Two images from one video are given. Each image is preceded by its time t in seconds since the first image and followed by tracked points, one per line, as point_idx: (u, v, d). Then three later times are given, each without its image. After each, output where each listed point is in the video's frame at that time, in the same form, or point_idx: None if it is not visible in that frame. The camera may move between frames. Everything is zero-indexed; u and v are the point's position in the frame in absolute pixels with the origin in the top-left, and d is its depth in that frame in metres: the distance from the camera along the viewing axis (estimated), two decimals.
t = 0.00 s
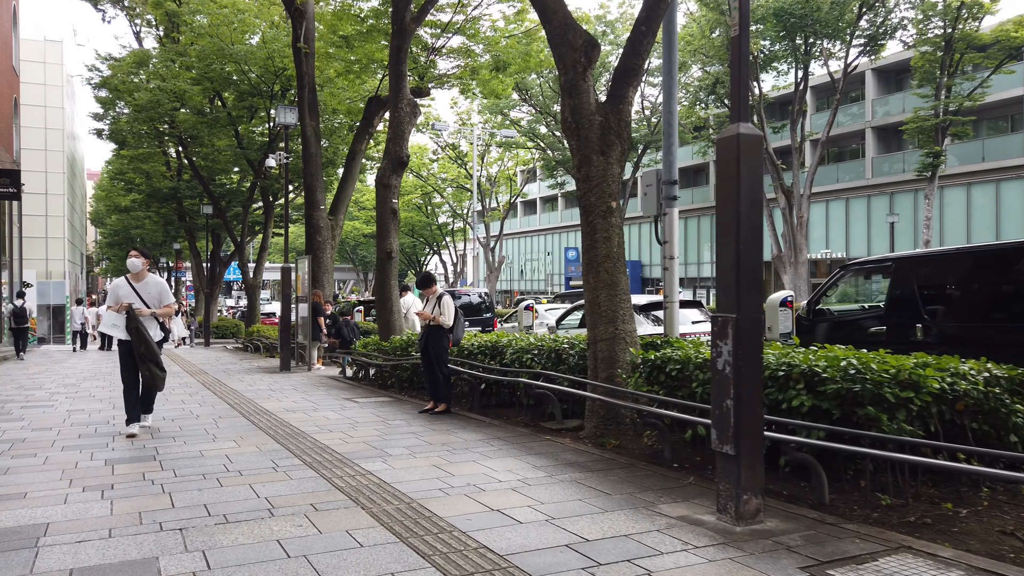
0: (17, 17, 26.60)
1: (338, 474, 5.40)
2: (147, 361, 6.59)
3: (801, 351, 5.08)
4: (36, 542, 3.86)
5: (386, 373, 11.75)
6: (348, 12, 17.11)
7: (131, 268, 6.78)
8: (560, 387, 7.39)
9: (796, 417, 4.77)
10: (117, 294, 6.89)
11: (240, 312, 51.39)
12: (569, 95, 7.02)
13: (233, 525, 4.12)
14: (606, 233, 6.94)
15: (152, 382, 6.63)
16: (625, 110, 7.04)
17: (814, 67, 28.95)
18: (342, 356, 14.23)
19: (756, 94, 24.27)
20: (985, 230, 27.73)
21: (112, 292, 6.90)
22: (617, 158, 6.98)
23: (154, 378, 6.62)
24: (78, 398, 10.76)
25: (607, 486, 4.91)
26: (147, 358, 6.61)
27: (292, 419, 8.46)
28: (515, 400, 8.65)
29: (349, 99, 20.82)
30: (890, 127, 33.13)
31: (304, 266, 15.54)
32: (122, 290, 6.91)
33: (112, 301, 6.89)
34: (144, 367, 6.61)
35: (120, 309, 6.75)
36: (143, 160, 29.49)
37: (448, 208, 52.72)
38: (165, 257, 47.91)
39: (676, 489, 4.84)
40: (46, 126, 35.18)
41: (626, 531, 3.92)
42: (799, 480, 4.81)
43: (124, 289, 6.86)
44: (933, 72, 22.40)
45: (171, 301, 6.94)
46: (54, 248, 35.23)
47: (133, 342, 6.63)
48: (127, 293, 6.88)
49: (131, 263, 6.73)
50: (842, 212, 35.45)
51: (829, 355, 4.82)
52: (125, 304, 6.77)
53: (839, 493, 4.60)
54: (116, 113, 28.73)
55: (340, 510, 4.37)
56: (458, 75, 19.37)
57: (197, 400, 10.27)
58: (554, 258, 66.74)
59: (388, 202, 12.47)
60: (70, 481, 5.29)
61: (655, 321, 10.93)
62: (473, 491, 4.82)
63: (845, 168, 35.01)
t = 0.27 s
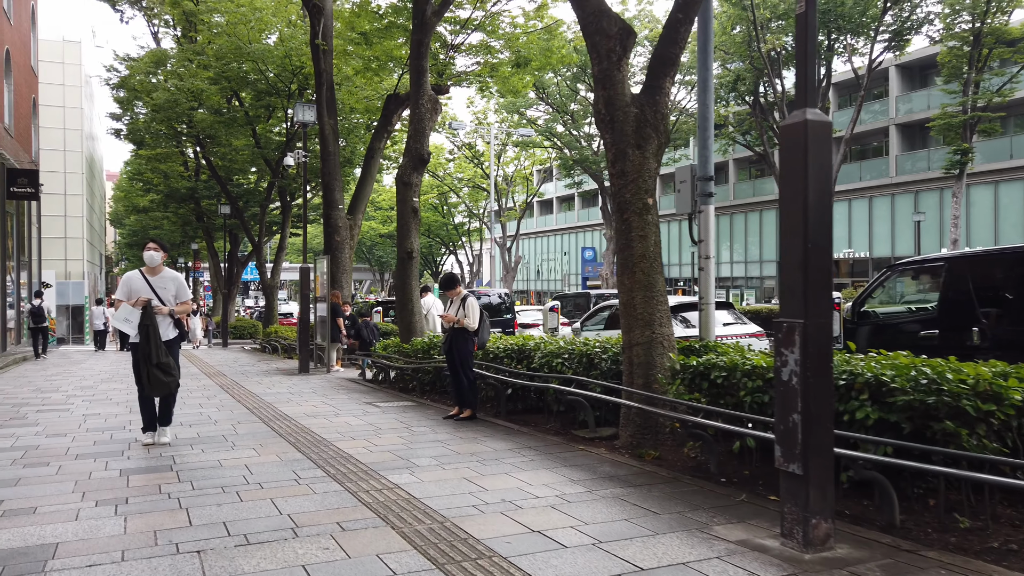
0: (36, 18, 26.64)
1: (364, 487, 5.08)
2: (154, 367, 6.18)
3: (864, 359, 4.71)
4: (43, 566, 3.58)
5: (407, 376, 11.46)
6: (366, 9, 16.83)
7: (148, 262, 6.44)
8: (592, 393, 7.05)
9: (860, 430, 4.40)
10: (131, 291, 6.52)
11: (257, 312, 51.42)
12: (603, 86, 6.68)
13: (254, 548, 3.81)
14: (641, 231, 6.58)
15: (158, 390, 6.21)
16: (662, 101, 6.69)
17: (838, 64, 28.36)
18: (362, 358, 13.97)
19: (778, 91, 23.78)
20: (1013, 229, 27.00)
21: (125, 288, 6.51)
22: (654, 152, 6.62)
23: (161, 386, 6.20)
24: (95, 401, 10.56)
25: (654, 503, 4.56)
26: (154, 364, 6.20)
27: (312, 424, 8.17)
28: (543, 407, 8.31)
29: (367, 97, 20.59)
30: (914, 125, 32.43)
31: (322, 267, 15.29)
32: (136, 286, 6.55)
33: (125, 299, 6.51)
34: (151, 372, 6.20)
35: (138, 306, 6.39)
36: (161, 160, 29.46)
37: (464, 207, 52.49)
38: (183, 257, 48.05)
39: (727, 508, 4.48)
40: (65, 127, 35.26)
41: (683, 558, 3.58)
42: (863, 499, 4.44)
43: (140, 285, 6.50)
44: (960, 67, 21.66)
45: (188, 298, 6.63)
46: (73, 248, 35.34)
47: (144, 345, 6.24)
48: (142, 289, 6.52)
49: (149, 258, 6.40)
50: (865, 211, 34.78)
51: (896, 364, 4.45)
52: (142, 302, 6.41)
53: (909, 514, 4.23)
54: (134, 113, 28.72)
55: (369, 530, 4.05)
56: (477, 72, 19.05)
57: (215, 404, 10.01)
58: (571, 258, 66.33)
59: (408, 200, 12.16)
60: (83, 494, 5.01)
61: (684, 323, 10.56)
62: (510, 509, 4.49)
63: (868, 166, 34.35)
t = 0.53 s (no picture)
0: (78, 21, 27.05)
1: (415, 492, 4.80)
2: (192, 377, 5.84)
3: (964, 361, 4.30)
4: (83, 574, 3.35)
5: (449, 375, 11.21)
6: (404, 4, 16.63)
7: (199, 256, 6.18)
8: (647, 394, 6.70)
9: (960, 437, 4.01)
10: (179, 291, 6.19)
11: (293, 312, 51.82)
12: (661, 70, 6.33)
13: (305, 558, 3.55)
14: (702, 223, 6.21)
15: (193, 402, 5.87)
16: (724, 85, 6.32)
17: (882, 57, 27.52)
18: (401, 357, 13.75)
19: (821, 86, 23.11)
20: None
21: (172, 288, 6.18)
22: (715, 140, 6.25)
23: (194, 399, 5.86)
24: (137, 399, 10.49)
25: (729, 514, 4.21)
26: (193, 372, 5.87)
27: (355, 424, 7.95)
28: (593, 408, 7.97)
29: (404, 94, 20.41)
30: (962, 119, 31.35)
31: (360, 265, 15.11)
32: (182, 286, 6.21)
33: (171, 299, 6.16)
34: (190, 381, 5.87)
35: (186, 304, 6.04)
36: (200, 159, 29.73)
37: (498, 207, 52.31)
38: (221, 257, 48.60)
39: (810, 521, 4.11)
40: (107, 128, 35.80)
41: None
42: (964, 511, 4.04)
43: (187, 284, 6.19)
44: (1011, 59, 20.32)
45: (237, 297, 6.29)
46: (115, 247, 35.88)
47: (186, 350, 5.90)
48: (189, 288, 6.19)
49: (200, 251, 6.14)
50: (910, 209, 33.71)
51: (1002, 364, 4.04)
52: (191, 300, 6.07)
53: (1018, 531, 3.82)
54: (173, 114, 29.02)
55: (426, 540, 3.77)
56: (515, 68, 18.75)
57: (256, 403, 9.86)
58: (604, 258, 65.75)
59: (449, 196, 11.90)
60: (124, 496, 4.81)
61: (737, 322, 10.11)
62: (574, 518, 4.18)
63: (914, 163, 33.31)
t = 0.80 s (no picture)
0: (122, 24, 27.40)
1: (468, 509, 4.48)
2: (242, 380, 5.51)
3: None
4: None
5: (492, 379, 10.89)
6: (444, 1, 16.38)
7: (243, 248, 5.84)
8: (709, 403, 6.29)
9: None
10: (223, 285, 5.85)
11: (331, 312, 52.09)
12: (726, 57, 5.94)
13: None
14: (771, 220, 5.80)
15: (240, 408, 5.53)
16: (794, 72, 5.91)
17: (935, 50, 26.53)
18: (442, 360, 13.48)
19: (872, 81, 22.33)
20: None
21: (216, 283, 5.86)
22: (786, 131, 5.86)
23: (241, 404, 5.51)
24: (178, 401, 10.37)
25: (817, 541, 3.81)
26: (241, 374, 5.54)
27: (399, 430, 7.67)
28: (647, 416, 7.57)
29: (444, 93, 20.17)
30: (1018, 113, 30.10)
31: (401, 265, 14.87)
32: (227, 281, 5.88)
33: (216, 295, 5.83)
34: (237, 384, 5.53)
35: (230, 300, 5.69)
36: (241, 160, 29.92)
37: (535, 207, 51.98)
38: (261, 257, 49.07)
39: (910, 551, 3.69)
40: (151, 129, 36.30)
41: None
42: None
43: (232, 278, 5.86)
44: None
45: (285, 292, 5.93)
46: (158, 248, 36.36)
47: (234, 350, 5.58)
48: (234, 283, 5.86)
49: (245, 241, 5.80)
50: (962, 207, 32.52)
51: None
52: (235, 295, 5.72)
53: None
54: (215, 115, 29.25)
55: (487, 568, 3.44)
56: (556, 65, 18.39)
57: (297, 406, 9.67)
58: (642, 258, 64.96)
59: (492, 194, 11.56)
60: (164, 508, 4.57)
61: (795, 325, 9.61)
62: (644, 543, 3.82)
63: (965, 159, 32.12)
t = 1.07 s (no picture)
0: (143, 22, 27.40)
1: (504, 517, 4.15)
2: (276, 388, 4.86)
3: None
4: None
5: (517, 379, 10.55)
6: None
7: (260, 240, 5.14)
8: (754, 404, 5.91)
9: None
10: (241, 285, 5.15)
11: (350, 311, 52.06)
12: (775, 35, 5.59)
13: None
14: (824, 209, 5.43)
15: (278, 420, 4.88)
16: (848, 51, 5.55)
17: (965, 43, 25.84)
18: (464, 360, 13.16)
19: (901, 75, 21.77)
20: None
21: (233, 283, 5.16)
22: (839, 114, 5.49)
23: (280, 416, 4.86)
24: (196, 400, 10.13)
25: (893, 559, 3.43)
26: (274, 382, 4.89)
27: (423, 431, 7.36)
28: (684, 417, 7.19)
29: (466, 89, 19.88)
30: None
31: (422, 262, 14.56)
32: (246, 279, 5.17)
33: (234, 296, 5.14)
34: (271, 394, 4.87)
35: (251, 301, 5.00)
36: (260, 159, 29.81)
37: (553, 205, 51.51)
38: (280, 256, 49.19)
39: (1002, 570, 3.31)
40: (171, 128, 36.35)
41: None
42: None
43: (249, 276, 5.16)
44: None
45: (311, 286, 5.24)
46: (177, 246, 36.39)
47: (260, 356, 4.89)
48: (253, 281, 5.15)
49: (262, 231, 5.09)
50: (992, 204, 31.72)
51: None
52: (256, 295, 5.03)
53: None
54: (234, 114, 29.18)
55: None
56: (578, 60, 18.03)
57: (317, 405, 9.39)
58: (662, 257, 64.34)
59: (516, 187, 11.15)
60: (179, 515, 4.28)
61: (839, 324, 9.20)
62: (701, 558, 3.47)
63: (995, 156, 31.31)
